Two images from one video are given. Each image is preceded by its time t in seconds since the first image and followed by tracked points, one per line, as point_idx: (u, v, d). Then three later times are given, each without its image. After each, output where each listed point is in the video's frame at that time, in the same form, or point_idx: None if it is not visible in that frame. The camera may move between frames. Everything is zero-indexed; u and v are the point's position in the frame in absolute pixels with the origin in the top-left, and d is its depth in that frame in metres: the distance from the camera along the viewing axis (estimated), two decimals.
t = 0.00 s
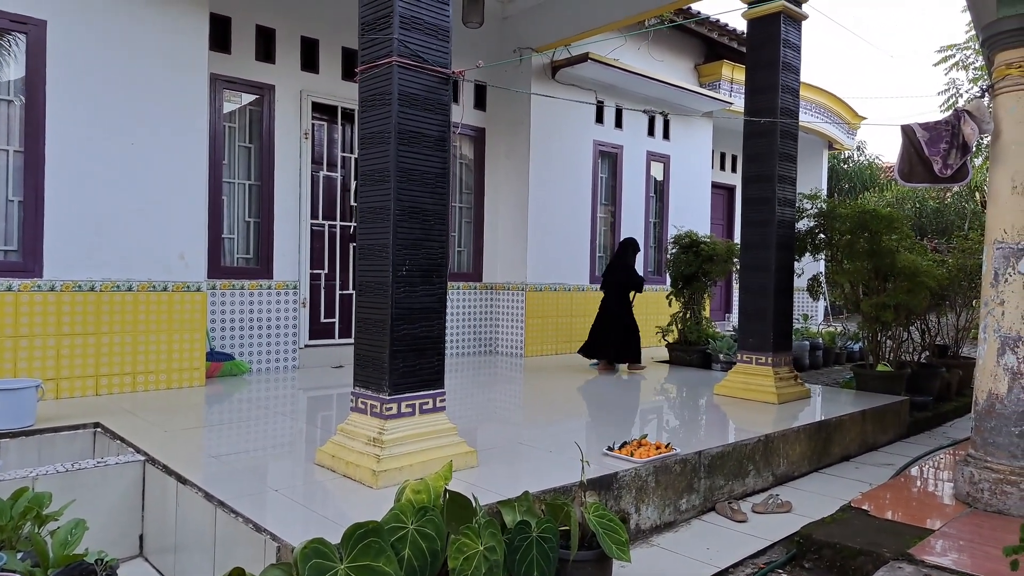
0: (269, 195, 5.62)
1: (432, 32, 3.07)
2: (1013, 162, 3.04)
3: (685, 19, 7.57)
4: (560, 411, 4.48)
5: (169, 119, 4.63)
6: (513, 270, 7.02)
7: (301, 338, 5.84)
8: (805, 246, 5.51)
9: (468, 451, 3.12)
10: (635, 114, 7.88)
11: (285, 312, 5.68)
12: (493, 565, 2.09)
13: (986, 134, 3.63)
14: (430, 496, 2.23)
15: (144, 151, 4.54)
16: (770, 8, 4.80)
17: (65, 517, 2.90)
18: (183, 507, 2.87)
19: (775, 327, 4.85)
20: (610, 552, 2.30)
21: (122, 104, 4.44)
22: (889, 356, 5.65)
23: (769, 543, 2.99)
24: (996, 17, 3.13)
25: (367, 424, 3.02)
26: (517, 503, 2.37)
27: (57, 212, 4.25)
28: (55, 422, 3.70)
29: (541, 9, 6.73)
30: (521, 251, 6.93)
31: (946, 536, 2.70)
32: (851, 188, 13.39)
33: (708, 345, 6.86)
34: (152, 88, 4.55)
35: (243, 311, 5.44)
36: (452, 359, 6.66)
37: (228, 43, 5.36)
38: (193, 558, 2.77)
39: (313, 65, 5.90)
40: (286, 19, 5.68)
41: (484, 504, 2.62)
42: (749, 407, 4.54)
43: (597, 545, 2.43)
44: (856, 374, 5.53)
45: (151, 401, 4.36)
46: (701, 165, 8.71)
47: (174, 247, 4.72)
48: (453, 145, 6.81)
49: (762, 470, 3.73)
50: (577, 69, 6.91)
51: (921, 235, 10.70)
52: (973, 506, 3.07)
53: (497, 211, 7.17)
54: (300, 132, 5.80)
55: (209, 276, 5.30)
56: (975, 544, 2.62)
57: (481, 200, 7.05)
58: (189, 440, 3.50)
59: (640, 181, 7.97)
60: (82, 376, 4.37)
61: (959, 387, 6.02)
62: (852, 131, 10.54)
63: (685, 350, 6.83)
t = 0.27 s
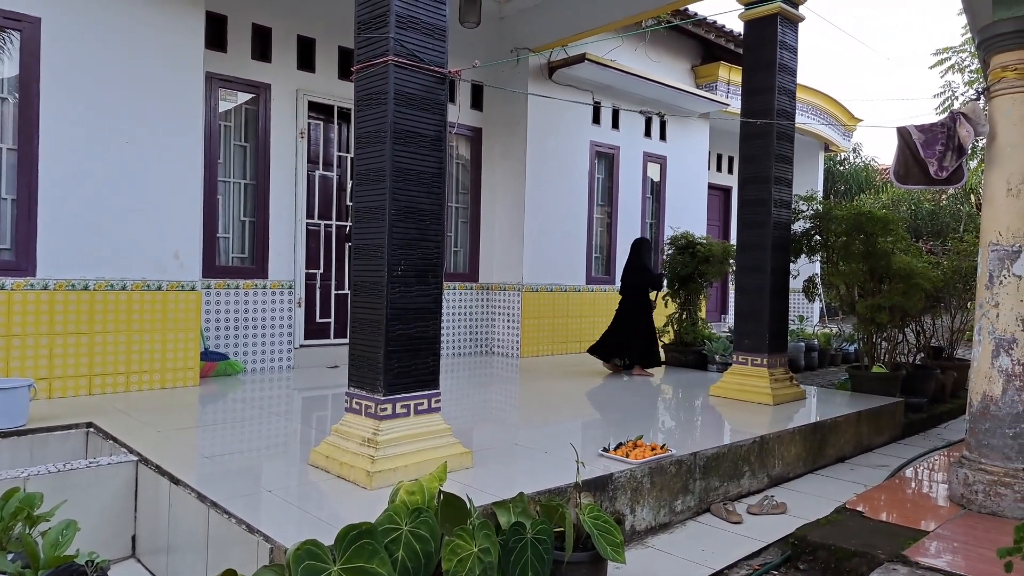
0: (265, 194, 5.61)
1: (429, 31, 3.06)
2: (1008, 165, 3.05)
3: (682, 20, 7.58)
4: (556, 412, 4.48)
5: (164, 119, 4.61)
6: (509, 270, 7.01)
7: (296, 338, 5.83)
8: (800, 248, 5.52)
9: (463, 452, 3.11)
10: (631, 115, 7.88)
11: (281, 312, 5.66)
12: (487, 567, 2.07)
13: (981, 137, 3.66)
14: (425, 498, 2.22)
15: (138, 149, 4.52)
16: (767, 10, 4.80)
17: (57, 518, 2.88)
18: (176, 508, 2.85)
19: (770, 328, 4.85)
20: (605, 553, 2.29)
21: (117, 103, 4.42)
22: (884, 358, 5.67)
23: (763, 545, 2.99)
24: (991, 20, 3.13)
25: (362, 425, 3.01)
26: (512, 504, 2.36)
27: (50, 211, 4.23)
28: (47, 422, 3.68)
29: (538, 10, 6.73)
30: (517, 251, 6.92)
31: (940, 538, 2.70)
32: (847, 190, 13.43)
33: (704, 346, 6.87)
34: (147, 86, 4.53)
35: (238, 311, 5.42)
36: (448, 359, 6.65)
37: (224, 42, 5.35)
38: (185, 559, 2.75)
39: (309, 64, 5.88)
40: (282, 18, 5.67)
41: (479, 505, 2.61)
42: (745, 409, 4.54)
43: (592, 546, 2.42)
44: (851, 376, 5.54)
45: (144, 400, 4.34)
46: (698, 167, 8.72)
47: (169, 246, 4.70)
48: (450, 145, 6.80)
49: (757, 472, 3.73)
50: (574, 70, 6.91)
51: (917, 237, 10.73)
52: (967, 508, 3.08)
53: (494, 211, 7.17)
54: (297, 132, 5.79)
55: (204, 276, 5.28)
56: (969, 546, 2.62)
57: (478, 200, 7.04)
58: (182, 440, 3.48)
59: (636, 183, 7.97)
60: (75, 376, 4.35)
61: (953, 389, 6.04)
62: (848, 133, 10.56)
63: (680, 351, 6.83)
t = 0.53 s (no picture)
0: (260, 197, 5.59)
1: (424, 34, 3.06)
2: (1002, 169, 3.06)
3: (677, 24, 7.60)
4: (551, 415, 4.47)
5: (160, 122, 4.60)
6: (505, 273, 7.01)
7: (291, 341, 5.81)
8: (796, 251, 5.53)
9: (458, 456, 3.10)
10: (627, 119, 7.89)
11: (276, 315, 5.64)
12: (482, 571, 2.06)
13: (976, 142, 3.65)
14: (420, 502, 2.21)
15: (133, 152, 4.51)
16: (761, 14, 4.82)
17: (49, 522, 2.86)
18: (169, 512, 2.83)
19: (766, 332, 4.85)
20: (601, 557, 2.27)
21: (112, 106, 4.41)
22: (880, 361, 5.67)
23: (759, 548, 2.98)
24: (985, 25, 3.15)
25: (356, 429, 3.00)
26: (508, 508, 2.35)
27: (44, 213, 4.21)
28: (40, 425, 3.66)
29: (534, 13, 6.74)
30: (513, 254, 6.92)
31: (935, 542, 2.70)
32: (842, 193, 13.47)
33: (700, 350, 6.87)
34: (141, 89, 4.52)
35: (233, 314, 5.40)
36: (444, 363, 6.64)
37: (220, 44, 5.34)
38: (179, 564, 2.73)
39: (305, 67, 5.88)
40: (278, 21, 5.67)
41: (474, 510, 2.60)
42: (742, 412, 4.53)
43: (587, 550, 2.41)
44: (847, 379, 5.54)
45: (138, 404, 4.32)
46: (693, 170, 8.73)
47: (164, 249, 4.68)
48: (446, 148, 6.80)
49: (753, 475, 3.73)
50: (570, 73, 6.92)
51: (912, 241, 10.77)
52: (963, 512, 3.08)
53: (490, 214, 7.16)
54: (292, 135, 5.78)
55: (199, 278, 5.26)
56: (964, 549, 2.62)
57: (474, 203, 7.04)
58: (176, 444, 3.46)
59: (632, 186, 7.98)
60: (69, 379, 4.33)
61: (949, 392, 6.05)
62: (843, 137, 10.60)
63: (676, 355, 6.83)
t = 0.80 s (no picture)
0: (255, 196, 5.57)
1: (420, 34, 3.05)
2: (996, 172, 3.07)
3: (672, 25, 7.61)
4: (545, 416, 4.47)
5: (154, 120, 4.58)
6: (500, 273, 7.00)
7: (285, 340, 5.79)
8: (790, 253, 5.55)
9: (452, 457, 3.09)
10: (622, 119, 7.89)
11: (270, 314, 5.63)
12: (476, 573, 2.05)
13: (971, 144, 3.65)
14: (413, 503, 2.20)
15: (127, 150, 4.48)
16: (757, 16, 4.83)
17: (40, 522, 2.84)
18: (161, 513, 2.82)
19: (760, 333, 4.86)
20: (594, 559, 2.27)
21: (106, 104, 4.39)
22: (874, 363, 5.69)
23: (753, 550, 2.99)
24: (980, 28, 3.16)
25: (350, 429, 2.99)
26: (502, 509, 2.35)
27: (37, 212, 4.18)
28: (31, 425, 3.63)
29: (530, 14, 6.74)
30: (508, 255, 6.91)
31: (928, 544, 2.71)
32: (837, 195, 13.52)
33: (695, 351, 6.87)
34: (135, 88, 4.50)
35: (227, 313, 5.38)
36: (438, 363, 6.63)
37: (215, 43, 5.32)
38: (171, 564, 2.72)
39: (300, 66, 5.86)
40: (273, 19, 5.65)
41: (467, 510, 2.59)
42: (736, 414, 4.53)
43: (581, 551, 2.41)
44: (841, 381, 5.55)
45: (131, 403, 4.29)
46: (689, 172, 8.74)
47: (157, 248, 4.66)
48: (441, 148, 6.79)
49: (747, 477, 3.73)
50: (566, 74, 6.92)
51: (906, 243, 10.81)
52: (956, 514, 3.09)
53: (485, 214, 7.16)
54: (287, 134, 5.76)
55: (192, 277, 5.24)
56: (957, 551, 2.63)
57: (469, 204, 7.03)
58: (169, 444, 3.44)
59: (627, 187, 7.98)
60: (61, 378, 4.30)
61: (943, 394, 6.07)
62: (838, 139, 10.63)
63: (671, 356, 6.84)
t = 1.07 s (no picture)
0: (253, 198, 5.57)
1: (418, 37, 3.05)
2: (996, 175, 3.08)
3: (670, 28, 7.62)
4: (542, 419, 4.47)
5: (153, 123, 4.58)
6: (498, 276, 7.00)
7: (284, 343, 5.79)
8: (789, 256, 5.55)
9: (451, 460, 3.09)
10: (621, 122, 7.90)
11: (269, 317, 5.62)
12: None
13: (970, 147, 3.68)
14: (412, 507, 2.20)
15: (126, 153, 4.48)
16: (755, 20, 4.84)
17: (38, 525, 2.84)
18: (160, 516, 2.81)
19: (759, 336, 4.86)
20: (592, 563, 2.26)
21: (105, 107, 4.39)
22: (872, 366, 5.70)
23: (752, 554, 2.98)
24: (979, 32, 3.16)
25: (348, 432, 2.99)
26: (500, 513, 2.35)
27: (35, 214, 4.18)
28: (30, 427, 3.62)
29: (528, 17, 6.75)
30: (507, 257, 6.91)
31: (928, 549, 2.71)
32: (835, 198, 13.54)
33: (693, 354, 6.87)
34: (134, 90, 4.49)
35: (226, 315, 5.38)
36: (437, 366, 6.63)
37: (214, 45, 5.32)
38: (169, 568, 2.71)
39: (299, 69, 5.86)
40: (272, 22, 5.65)
41: (465, 514, 2.59)
42: (734, 417, 4.53)
43: (580, 555, 2.40)
44: (839, 385, 5.55)
45: (129, 405, 4.29)
46: (687, 174, 8.75)
47: (156, 250, 4.65)
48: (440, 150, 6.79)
49: (745, 480, 3.73)
50: (564, 77, 6.92)
51: (904, 246, 10.82)
52: (956, 518, 3.08)
53: (484, 217, 7.16)
54: (286, 136, 5.76)
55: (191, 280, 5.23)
56: (958, 556, 2.63)
57: (468, 206, 7.03)
58: (168, 446, 3.44)
59: (625, 190, 7.98)
60: (60, 381, 4.29)
61: (942, 397, 6.08)
62: (836, 142, 10.64)
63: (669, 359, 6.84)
